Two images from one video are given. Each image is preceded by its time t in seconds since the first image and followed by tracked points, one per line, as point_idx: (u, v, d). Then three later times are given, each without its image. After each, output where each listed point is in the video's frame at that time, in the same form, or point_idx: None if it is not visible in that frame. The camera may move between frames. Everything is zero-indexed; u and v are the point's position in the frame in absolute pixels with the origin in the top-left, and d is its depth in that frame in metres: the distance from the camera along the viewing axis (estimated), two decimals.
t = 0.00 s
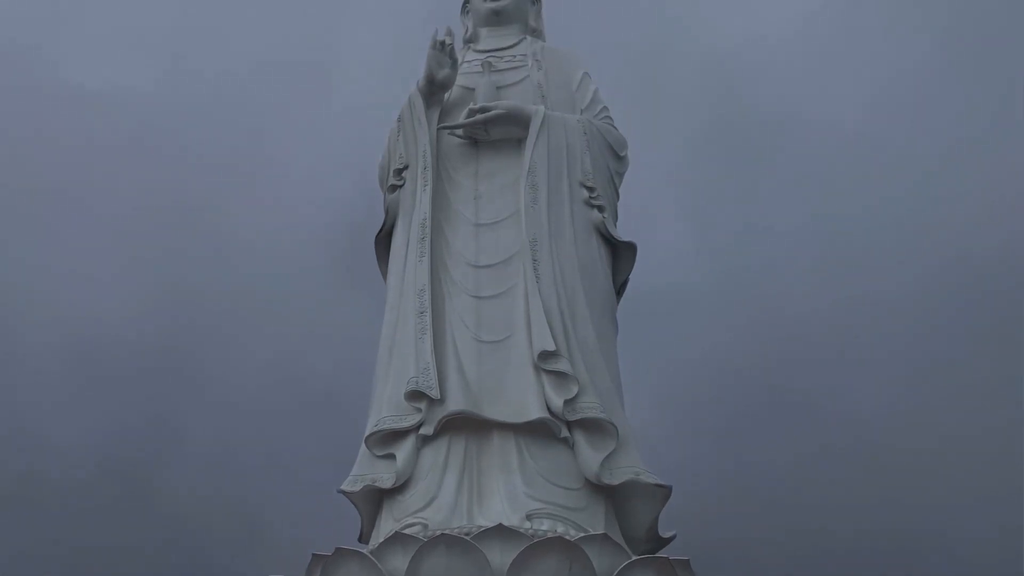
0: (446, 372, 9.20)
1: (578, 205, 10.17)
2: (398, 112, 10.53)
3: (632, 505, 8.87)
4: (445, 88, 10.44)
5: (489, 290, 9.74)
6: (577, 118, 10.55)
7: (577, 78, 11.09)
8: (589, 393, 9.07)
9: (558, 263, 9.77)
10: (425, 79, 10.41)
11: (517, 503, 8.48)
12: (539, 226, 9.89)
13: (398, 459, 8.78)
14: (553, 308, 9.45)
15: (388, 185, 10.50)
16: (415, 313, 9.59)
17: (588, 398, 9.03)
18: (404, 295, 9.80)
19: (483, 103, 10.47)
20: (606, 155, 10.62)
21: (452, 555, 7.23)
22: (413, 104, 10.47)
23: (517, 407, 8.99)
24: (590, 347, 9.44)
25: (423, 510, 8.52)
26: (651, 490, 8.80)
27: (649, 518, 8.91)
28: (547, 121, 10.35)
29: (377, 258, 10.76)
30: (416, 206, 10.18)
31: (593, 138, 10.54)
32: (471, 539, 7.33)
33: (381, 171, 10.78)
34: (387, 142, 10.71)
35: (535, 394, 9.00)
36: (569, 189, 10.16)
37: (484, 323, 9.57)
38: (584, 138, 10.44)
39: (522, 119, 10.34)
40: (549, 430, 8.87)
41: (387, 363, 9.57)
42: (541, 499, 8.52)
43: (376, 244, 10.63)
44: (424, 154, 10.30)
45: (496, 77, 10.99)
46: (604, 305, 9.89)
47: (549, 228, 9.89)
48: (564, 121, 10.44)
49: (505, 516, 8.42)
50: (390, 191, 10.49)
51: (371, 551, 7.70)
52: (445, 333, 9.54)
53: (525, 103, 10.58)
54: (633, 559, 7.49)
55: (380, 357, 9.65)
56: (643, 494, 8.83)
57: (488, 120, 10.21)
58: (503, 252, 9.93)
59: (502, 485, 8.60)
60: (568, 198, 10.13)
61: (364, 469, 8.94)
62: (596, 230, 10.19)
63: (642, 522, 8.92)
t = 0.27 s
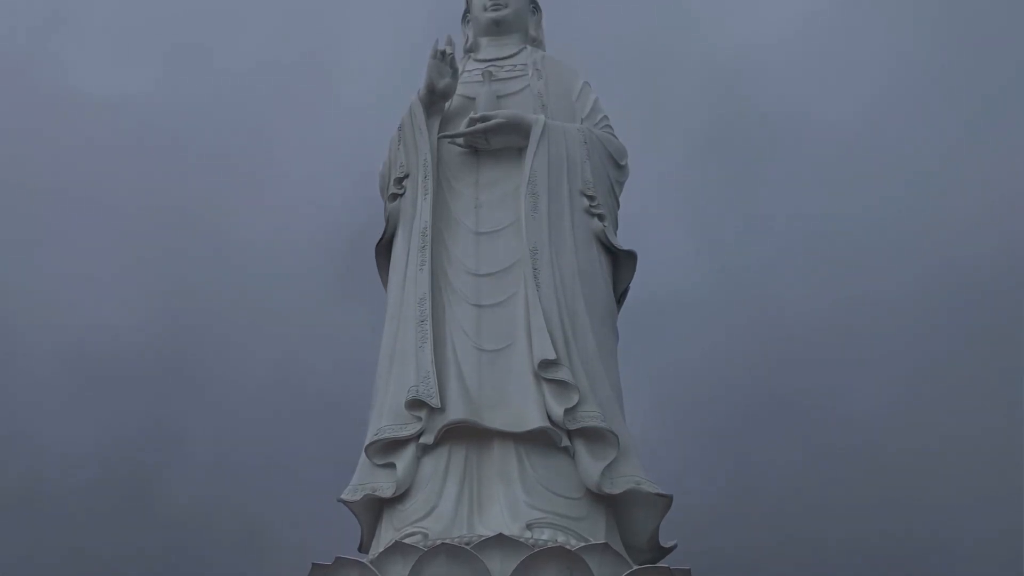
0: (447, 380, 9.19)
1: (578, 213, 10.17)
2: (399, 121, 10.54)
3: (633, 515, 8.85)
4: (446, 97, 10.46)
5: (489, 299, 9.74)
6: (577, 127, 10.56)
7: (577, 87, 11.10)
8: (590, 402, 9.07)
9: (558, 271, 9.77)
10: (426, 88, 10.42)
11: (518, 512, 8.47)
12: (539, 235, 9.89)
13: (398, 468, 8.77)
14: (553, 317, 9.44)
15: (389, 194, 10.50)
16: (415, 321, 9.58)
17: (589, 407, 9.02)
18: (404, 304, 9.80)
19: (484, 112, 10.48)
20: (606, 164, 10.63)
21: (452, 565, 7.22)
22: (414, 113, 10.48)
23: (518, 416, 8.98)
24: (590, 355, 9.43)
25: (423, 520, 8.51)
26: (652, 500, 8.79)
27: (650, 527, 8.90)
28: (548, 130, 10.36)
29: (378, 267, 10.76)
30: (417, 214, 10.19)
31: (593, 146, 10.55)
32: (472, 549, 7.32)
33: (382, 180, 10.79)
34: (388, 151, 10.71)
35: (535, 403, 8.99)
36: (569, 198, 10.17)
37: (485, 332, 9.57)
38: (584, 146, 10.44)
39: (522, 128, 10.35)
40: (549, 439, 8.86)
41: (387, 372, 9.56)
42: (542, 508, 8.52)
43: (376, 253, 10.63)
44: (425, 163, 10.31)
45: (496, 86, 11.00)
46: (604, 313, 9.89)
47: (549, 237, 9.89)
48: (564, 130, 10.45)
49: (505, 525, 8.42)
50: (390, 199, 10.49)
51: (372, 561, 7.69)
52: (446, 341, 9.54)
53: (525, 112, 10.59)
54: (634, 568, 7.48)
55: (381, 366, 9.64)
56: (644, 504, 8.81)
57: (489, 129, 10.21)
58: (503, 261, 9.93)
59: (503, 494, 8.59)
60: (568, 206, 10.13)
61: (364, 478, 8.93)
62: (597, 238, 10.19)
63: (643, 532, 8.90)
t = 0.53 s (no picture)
0: (447, 389, 9.18)
1: (578, 222, 10.17)
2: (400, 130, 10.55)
3: (633, 524, 8.84)
4: (446, 106, 10.46)
5: (490, 307, 9.73)
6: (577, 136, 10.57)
7: (577, 96, 11.10)
8: (590, 411, 9.06)
9: (559, 280, 9.77)
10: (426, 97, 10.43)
11: (518, 522, 8.46)
12: (540, 243, 9.88)
13: (398, 477, 8.76)
14: (553, 326, 9.44)
15: (389, 202, 10.50)
16: (416, 330, 9.57)
17: (589, 416, 9.01)
18: (405, 313, 9.79)
19: (484, 121, 10.49)
20: (606, 173, 10.63)
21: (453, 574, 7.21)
22: (415, 122, 10.49)
23: (518, 424, 8.97)
24: (591, 364, 9.42)
25: (423, 529, 8.50)
26: (653, 509, 8.77)
27: (651, 536, 8.88)
28: (548, 139, 10.36)
29: (379, 275, 10.75)
30: (417, 223, 10.19)
31: (593, 155, 10.55)
32: (472, 559, 7.31)
33: (382, 188, 10.79)
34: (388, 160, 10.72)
35: (536, 412, 8.98)
36: (569, 206, 10.17)
37: (485, 340, 9.56)
38: (585, 155, 10.45)
39: (523, 137, 10.35)
40: (550, 448, 8.85)
41: (387, 380, 9.55)
42: (542, 517, 8.50)
43: (377, 261, 10.62)
44: (425, 172, 10.31)
45: (496, 95, 11.00)
46: (605, 322, 9.88)
47: (550, 245, 9.89)
48: (564, 139, 10.45)
49: (506, 534, 8.40)
50: (391, 208, 10.49)
51: (372, 570, 7.68)
52: (446, 350, 9.53)
53: (525, 121, 10.60)
54: None
55: (381, 374, 9.63)
56: (644, 513, 8.80)
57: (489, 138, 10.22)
58: (503, 269, 9.93)
59: (503, 503, 8.58)
60: (569, 215, 10.13)
61: (365, 487, 8.91)
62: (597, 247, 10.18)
63: (644, 541, 8.88)
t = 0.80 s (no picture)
0: (447, 397, 9.18)
1: (579, 230, 10.17)
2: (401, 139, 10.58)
3: (635, 533, 8.83)
4: (447, 115, 10.48)
5: (491, 315, 9.73)
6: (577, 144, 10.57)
7: (577, 105, 11.11)
8: (591, 419, 9.05)
9: (559, 288, 9.77)
10: (427, 105, 10.44)
11: (519, 531, 8.45)
12: (540, 252, 9.88)
13: (398, 486, 8.75)
14: (554, 334, 9.43)
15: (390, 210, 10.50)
16: (416, 338, 9.57)
17: (590, 425, 9.00)
18: (405, 321, 9.79)
19: (485, 129, 10.50)
20: (607, 181, 10.63)
21: None
22: (415, 130, 10.50)
23: (518, 433, 8.96)
24: (591, 372, 9.42)
25: (423, 538, 8.49)
26: (654, 518, 8.76)
27: (652, 546, 8.87)
28: (548, 147, 10.37)
29: (379, 283, 10.75)
30: (418, 231, 10.19)
31: (594, 164, 10.55)
32: (473, 569, 7.30)
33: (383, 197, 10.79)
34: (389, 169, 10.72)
35: (536, 420, 8.98)
36: (570, 215, 10.17)
37: (486, 349, 9.55)
38: (585, 163, 10.45)
39: (523, 146, 10.36)
40: (550, 456, 8.84)
41: (388, 389, 9.54)
42: (543, 526, 8.49)
43: (377, 269, 10.62)
44: (426, 180, 10.32)
45: (497, 104, 11.02)
46: (605, 330, 9.87)
47: (550, 253, 9.89)
48: (565, 147, 10.46)
49: (506, 544, 8.39)
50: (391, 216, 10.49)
51: None
52: (447, 358, 9.53)
53: (525, 130, 10.60)
54: None
55: (381, 382, 9.63)
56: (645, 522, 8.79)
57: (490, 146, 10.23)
58: (504, 278, 9.93)
59: (503, 512, 8.57)
60: (569, 223, 10.13)
61: (365, 496, 8.90)
62: (598, 255, 10.18)
63: (645, 550, 8.87)
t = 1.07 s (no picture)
0: (448, 406, 9.17)
1: (579, 239, 10.17)
2: (402, 147, 10.60)
3: (635, 542, 8.81)
4: (447, 123, 10.49)
5: (491, 323, 9.73)
6: (578, 153, 10.58)
7: (577, 114, 11.11)
8: (591, 428, 9.04)
9: (560, 296, 9.76)
10: (428, 114, 10.46)
11: (519, 540, 8.43)
12: (540, 260, 9.88)
13: (398, 494, 8.73)
14: (554, 342, 9.42)
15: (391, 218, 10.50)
16: (416, 346, 9.56)
17: (590, 433, 8.99)
18: (406, 329, 9.78)
19: (485, 138, 10.50)
20: (607, 190, 10.63)
21: None
22: (416, 139, 10.51)
23: (518, 442, 8.95)
24: (592, 380, 9.41)
25: (423, 547, 8.47)
26: (654, 527, 8.75)
27: (652, 554, 8.85)
28: (549, 156, 10.37)
29: (380, 291, 10.74)
30: (419, 239, 10.19)
31: (594, 172, 10.56)
32: None
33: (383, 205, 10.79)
34: (390, 177, 10.73)
35: (536, 429, 8.97)
36: (570, 223, 10.17)
37: (486, 357, 9.55)
38: (585, 172, 10.45)
39: (523, 154, 10.37)
40: (551, 465, 8.83)
41: (388, 397, 9.53)
42: (543, 535, 8.47)
43: (378, 277, 10.62)
44: (426, 189, 10.33)
45: (497, 113, 11.03)
46: (606, 339, 9.87)
47: (550, 262, 9.89)
48: (565, 156, 10.47)
49: (506, 553, 8.37)
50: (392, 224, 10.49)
51: None
52: (447, 366, 9.52)
53: (525, 139, 10.61)
54: None
55: (382, 390, 9.62)
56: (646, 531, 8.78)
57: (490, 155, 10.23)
58: (504, 286, 9.92)
59: (503, 521, 8.55)
60: (570, 232, 10.13)
61: (365, 504, 8.89)
62: (598, 263, 10.18)
63: (645, 559, 8.86)
